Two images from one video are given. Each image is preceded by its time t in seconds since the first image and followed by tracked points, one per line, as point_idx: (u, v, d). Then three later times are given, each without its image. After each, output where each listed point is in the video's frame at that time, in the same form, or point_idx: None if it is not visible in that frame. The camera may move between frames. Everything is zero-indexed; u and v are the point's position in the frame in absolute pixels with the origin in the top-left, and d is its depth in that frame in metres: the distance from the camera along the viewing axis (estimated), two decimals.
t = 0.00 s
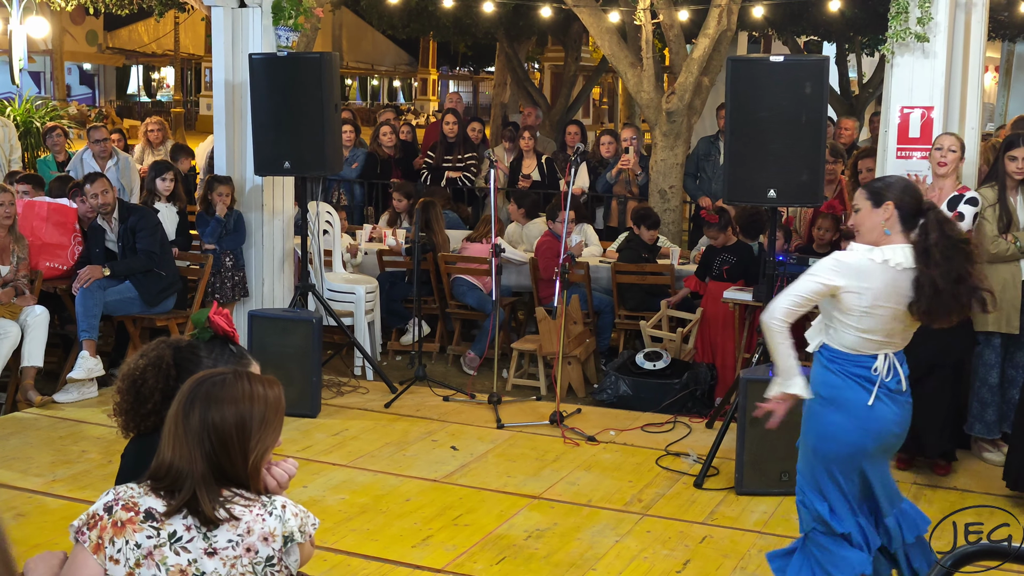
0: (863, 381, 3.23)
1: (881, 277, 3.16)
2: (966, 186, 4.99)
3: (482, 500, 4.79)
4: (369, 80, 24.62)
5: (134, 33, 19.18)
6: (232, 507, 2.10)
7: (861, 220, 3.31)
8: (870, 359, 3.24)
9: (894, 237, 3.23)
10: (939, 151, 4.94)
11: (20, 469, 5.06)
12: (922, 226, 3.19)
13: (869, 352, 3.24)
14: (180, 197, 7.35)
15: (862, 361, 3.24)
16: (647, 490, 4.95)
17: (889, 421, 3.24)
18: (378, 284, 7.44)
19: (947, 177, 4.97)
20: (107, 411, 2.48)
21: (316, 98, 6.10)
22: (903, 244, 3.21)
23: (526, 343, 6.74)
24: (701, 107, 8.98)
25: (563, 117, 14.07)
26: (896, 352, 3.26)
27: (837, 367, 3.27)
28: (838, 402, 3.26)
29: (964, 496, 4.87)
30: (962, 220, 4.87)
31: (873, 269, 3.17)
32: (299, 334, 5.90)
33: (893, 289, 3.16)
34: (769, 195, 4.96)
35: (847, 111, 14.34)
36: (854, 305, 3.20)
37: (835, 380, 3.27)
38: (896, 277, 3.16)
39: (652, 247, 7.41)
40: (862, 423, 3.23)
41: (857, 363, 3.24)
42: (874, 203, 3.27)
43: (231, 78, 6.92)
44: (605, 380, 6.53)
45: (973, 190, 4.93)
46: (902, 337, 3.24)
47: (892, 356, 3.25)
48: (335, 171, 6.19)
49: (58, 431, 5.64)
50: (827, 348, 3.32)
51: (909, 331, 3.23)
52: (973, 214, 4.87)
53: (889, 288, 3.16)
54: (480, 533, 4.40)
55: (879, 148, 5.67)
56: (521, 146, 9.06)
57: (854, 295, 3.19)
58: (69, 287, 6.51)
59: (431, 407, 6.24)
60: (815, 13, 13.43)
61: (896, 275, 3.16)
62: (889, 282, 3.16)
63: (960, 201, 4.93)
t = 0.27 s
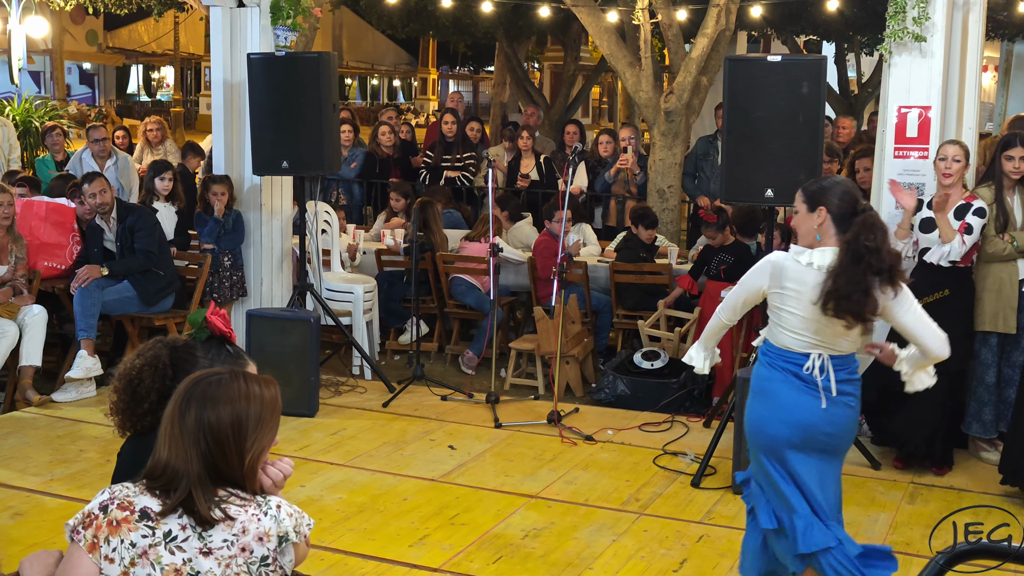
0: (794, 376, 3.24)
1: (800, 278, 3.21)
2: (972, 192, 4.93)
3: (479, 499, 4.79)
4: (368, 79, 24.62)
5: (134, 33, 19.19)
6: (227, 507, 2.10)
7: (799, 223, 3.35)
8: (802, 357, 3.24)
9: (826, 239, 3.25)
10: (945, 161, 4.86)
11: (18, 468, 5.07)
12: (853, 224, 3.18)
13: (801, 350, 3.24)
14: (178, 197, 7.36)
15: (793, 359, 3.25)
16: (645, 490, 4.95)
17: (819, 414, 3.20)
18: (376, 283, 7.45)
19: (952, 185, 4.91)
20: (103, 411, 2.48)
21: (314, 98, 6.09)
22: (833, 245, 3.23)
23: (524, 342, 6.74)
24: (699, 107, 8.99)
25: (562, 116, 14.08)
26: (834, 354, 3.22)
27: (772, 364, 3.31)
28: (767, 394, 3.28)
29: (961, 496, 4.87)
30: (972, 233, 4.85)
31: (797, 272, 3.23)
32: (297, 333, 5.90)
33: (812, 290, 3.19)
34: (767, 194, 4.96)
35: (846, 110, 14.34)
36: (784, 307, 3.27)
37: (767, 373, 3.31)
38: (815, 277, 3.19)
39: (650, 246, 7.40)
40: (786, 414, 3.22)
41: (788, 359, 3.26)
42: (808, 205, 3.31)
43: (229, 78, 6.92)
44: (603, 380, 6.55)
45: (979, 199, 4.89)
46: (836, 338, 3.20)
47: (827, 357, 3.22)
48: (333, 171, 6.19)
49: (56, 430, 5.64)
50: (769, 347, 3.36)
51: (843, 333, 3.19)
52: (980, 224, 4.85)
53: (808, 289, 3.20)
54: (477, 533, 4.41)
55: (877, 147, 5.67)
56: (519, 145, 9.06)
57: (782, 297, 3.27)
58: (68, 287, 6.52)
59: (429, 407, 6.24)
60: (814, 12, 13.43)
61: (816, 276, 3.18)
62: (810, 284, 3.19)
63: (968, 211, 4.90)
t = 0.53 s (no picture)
0: (732, 363, 3.23)
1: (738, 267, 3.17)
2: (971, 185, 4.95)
3: (478, 498, 4.79)
4: (368, 79, 24.62)
5: (134, 33, 19.22)
6: (224, 505, 2.10)
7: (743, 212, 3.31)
8: (742, 343, 3.22)
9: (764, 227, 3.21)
10: (944, 154, 4.88)
11: (17, 467, 5.07)
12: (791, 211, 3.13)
13: (743, 336, 3.22)
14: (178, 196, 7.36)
15: (734, 345, 3.24)
16: (643, 489, 4.95)
17: (750, 403, 3.18)
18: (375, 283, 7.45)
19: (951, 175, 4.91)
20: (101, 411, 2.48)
21: (313, 98, 6.09)
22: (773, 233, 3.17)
23: (523, 342, 6.74)
24: (699, 107, 8.99)
25: (562, 116, 14.08)
26: (776, 339, 3.19)
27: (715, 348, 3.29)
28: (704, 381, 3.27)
29: (960, 496, 4.88)
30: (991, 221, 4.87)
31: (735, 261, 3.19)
32: (296, 333, 5.90)
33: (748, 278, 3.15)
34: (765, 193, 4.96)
35: (845, 110, 14.35)
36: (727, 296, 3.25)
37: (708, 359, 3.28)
38: (751, 265, 3.14)
39: (649, 246, 7.39)
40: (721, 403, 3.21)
41: (729, 345, 3.25)
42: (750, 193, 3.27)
43: (228, 78, 6.92)
44: (603, 379, 6.56)
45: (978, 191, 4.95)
46: (778, 324, 3.17)
47: (766, 343, 3.18)
48: (332, 170, 6.20)
49: (55, 429, 5.65)
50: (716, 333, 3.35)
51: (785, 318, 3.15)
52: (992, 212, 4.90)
53: (744, 276, 3.16)
54: (476, 532, 4.41)
55: (875, 147, 5.68)
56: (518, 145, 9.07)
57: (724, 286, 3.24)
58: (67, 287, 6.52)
59: (428, 407, 6.24)
60: (813, 12, 13.43)
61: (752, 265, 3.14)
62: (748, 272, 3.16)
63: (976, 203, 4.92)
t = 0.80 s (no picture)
0: (676, 352, 3.39)
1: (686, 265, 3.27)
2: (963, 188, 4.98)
3: (479, 498, 4.80)
4: (369, 78, 24.61)
5: (135, 32, 19.23)
6: (229, 506, 2.11)
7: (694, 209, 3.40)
8: (689, 335, 3.37)
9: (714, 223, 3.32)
10: (941, 155, 4.85)
11: (19, 467, 5.07)
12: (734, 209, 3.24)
13: (691, 329, 3.36)
14: (180, 196, 7.37)
15: (681, 335, 3.39)
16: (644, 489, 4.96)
17: (688, 392, 3.34)
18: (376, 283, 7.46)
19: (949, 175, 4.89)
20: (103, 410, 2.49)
21: (314, 97, 6.10)
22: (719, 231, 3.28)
23: (524, 342, 6.74)
24: (700, 106, 8.99)
25: (563, 115, 14.08)
26: (722, 335, 3.33)
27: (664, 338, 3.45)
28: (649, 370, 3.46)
29: (961, 496, 4.89)
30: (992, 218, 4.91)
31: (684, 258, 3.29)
32: (298, 332, 5.91)
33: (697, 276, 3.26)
34: (767, 193, 4.96)
35: (846, 109, 14.35)
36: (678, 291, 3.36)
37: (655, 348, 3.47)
38: (701, 262, 3.24)
39: (651, 245, 7.39)
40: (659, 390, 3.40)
41: (675, 335, 3.40)
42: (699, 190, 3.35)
43: (230, 78, 6.93)
44: (604, 379, 6.56)
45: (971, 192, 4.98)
46: (725, 321, 3.31)
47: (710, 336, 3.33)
48: (334, 170, 6.20)
49: (57, 429, 5.65)
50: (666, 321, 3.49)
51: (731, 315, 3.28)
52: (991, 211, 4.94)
53: (695, 274, 3.26)
54: (477, 532, 4.41)
55: (877, 147, 5.68)
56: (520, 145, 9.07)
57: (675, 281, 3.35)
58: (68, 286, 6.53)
59: (430, 406, 6.25)
60: (814, 12, 13.43)
61: (701, 264, 3.24)
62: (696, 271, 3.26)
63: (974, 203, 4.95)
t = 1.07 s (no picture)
0: (659, 343, 3.58)
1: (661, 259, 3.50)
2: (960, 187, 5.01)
3: (481, 497, 4.80)
4: (370, 78, 24.60)
5: (136, 31, 19.23)
6: (234, 504, 2.11)
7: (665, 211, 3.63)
8: (670, 328, 3.58)
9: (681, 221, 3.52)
10: (934, 159, 4.88)
11: (22, 466, 5.08)
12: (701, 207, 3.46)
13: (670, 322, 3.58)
14: (182, 196, 7.37)
15: (662, 328, 3.59)
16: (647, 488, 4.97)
17: (676, 383, 3.54)
18: (378, 282, 7.46)
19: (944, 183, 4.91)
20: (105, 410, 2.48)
21: (316, 97, 6.10)
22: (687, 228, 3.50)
23: (526, 341, 6.75)
24: (701, 106, 8.99)
25: (563, 115, 14.07)
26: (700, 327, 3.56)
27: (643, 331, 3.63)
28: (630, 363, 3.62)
29: (963, 495, 4.89)
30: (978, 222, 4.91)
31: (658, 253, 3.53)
32: (300, 331, 5.91)
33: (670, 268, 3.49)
34: (768, 193, 4.97)
35: (847, 109, 14.34)
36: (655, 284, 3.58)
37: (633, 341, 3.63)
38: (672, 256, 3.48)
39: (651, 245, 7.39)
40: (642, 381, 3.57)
41: (657, 327, 3.60)
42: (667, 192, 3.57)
43: (232, 77, 6.93)
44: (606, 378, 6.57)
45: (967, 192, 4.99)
46: (698, 313, 3.54)
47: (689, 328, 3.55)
48: (336, 170, 6.20)
49: (59, 428, 5.65)
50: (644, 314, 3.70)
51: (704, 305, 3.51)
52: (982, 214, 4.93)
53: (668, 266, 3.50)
54: (479, 531, 4.42)
55: (879, 145, 5.68)
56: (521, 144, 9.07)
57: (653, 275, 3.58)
58: (70, 285, 6.53)
59: (431, 405, 6.25)
60: (815, 11, 13.42)
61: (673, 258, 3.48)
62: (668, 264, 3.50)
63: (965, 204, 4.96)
